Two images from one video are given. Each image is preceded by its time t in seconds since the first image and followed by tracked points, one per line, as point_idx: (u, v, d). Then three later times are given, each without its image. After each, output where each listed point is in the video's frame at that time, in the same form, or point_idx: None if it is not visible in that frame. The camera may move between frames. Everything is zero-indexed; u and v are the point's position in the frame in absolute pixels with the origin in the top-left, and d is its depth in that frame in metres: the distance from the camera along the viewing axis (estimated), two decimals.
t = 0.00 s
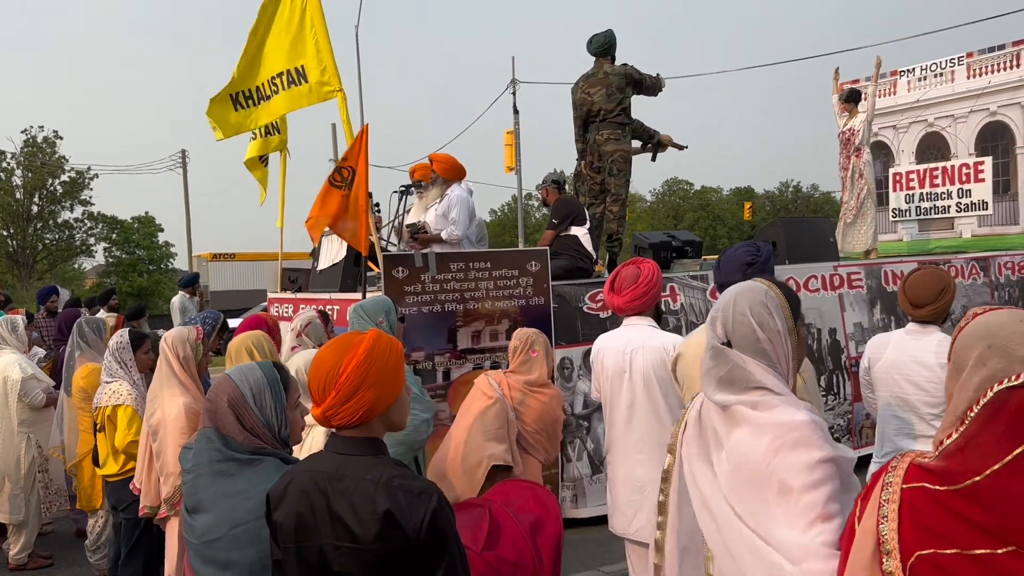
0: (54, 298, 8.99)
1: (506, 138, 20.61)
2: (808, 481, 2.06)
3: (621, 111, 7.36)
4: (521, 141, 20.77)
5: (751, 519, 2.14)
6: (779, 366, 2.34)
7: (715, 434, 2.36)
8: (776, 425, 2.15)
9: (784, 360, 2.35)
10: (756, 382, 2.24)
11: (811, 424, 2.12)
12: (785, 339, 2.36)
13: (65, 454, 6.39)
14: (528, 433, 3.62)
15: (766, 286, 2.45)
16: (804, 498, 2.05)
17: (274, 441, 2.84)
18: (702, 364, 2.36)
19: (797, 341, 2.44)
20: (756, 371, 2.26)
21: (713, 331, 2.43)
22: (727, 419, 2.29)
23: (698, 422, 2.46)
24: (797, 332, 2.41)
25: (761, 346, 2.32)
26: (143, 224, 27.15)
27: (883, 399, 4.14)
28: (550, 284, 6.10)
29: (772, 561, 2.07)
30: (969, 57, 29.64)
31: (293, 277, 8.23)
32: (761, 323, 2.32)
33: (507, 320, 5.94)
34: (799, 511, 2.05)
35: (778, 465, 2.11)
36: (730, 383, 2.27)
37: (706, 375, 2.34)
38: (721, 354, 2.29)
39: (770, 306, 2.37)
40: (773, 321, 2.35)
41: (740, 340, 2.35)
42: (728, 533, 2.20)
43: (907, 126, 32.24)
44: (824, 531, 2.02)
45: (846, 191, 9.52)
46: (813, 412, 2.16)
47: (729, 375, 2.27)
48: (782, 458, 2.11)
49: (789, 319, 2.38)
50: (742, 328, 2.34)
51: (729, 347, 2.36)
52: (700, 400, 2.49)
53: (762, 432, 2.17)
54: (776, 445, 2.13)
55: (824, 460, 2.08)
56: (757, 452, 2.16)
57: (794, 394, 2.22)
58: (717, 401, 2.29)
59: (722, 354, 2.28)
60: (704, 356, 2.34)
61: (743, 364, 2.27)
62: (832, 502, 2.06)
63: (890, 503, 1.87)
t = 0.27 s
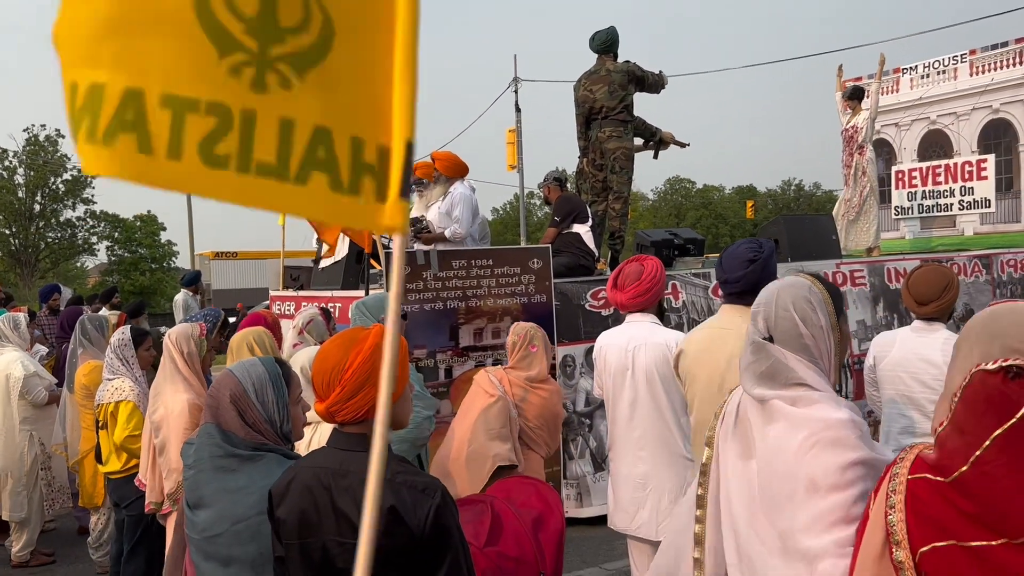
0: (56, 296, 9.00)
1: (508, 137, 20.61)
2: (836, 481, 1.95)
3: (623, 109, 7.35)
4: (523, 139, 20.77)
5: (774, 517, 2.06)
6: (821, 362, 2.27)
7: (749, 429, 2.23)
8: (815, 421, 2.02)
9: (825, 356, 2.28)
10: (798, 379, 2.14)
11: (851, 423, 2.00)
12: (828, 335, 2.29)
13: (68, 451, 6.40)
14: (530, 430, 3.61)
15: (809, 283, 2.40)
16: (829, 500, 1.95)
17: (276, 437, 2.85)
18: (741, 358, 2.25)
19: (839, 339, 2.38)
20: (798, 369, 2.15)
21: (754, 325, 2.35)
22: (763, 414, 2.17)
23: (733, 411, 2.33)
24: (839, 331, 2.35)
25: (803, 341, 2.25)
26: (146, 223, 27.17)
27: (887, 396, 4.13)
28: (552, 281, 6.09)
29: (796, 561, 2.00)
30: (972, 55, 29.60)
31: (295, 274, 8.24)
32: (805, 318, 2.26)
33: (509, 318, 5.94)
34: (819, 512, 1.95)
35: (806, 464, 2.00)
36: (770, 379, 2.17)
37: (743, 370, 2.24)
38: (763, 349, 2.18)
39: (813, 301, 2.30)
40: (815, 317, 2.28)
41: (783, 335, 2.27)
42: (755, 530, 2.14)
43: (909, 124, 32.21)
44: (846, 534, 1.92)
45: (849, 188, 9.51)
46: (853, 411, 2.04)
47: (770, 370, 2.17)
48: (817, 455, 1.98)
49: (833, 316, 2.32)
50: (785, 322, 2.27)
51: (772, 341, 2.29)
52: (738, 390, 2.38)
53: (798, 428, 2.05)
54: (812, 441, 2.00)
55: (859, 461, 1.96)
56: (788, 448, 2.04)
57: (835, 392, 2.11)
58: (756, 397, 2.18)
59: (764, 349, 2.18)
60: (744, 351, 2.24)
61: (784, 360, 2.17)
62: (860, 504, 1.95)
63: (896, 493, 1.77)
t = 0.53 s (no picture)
0: (60, 294, 9.03)
1: (510, 134, 20.60)
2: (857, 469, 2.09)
3: (626, 106, 7.34)
4: (525, 137, 20.75)
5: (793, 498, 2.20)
6: (859, 358, 2.33)
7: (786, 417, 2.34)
8: (844, 413, 2.15)
9: (865, 351, 2.35)
10: (835, 372, 2.22)
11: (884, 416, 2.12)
12: (870, 330, 2.35)
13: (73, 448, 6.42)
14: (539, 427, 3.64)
15: (854, 277, 2.44)
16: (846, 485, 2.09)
17: (279, 434, 2.85)
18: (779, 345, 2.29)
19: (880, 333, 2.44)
20: (837, 363, 2.22)
21: (796, 315, 2.40)
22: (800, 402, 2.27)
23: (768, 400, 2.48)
24: (884, 327, 2.39)
25: (844, 336, 2.32)
26: (149, 221, 27.21)
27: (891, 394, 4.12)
28: (555, 279, 6.10)
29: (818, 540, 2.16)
30: (976, 52, 29.49)
31: (298, 272, 8.26)
32: (847, 312, 2.32)
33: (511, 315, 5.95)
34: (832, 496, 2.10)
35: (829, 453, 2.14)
36: (808, 369, 2.24)
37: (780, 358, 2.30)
38: (804, 339, 2.22)
39: (857, 295, 2.35)
40: (858, 312, 2.34)
41: (824, 327, 2.35)
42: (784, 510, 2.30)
43: (913, 121, 32.13)
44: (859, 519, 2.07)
45: (852, 185, 9.50)
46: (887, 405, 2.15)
47: (808, 360, 2.23)
48: (848, 443, 2.11)
49: (877, 312, 2.38)
50: (827, 315, 2.34)
51: (812, 332, 2.36)
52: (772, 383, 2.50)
53: (828, 417, 2.18)
54: (845, 429, 2.13)
55: (888, 453, 2.08)
56: (817, 437, 2.19)
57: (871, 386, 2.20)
58: (791, 385, 2.26)
59: (803, 339, 2.22)
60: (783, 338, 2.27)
61: (823, 352, 2.23)
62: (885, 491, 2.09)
63: (910, 480, 1.84)
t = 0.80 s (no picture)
0: (63, 293, 9.00)
1: (514, 132, 20.54)
2: (884, 467, 1.89)
3: (630, 102, 7.29)
4: (529, 135, 20.68)
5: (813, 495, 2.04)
6: (896, 357, 2.15)
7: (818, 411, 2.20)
8: (874, 407, 1.97)
9: (903, 353, 2.16)
10: (870, 368, 2.09)
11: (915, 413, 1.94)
12: (909, 329, 2.16)
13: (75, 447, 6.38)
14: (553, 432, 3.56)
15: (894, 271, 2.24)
16: (869, 485, 1.90)
17: (281, 433, 2.80)
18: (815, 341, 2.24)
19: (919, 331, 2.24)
20: (873, 359, 2.10)
21: (833, 309, 2.23)
22: (830, 397, 2.14)
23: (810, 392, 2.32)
24: (923, 324, 2.20)
25: (882, 334, 2.14)
26: (152, 219, 27.21)
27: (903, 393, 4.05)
28: (559, 276, 6.04)
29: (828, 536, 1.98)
30: (983, 48, 29.32)
31: (301, 270, 8.21)
32: (885, 309, 2.13)
33: (516, 313, 5.89)
34: (853, 496, 1.92)
35: (853, 449, 1.95)
36: (842, 363, 2.14)
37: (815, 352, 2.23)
38: (840, 332, 2.16)
39: (897, 293, 2.16)
40: (898, 309, 2.15)
41: (861, 325, 2.16)
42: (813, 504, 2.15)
43: (919, 118, 31.99)
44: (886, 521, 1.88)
45: (860, 182, 9.42)
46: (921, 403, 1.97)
47: (843, 355, 2.14)
48: (871, 437, 1.93)
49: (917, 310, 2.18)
50: (864, 312, 2.15)
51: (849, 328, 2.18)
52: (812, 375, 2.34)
53: (858, 411, 2.00)
54: (872, 422, 1.95)
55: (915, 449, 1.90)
56: (843, 431, 2.00)
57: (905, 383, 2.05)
58: (823, 379, 2.17)
59: (840, 332, 2.16)
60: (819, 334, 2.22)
61: (859, 346, 2.13)
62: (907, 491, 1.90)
63: (930, 472, 1.77)
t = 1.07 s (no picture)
0: (72, 291, 9.08)
1: (519, 130, 20.60)
2: (908, 455, 1.96)
3: (634, 101, 7.33)
4: (534, 133, 20.74)
5: (839, 482, 2.10)
6: (921, 353, 2.19)
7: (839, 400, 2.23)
8: (900, 396, 2.02)
9: (928, 349, 2.20)
10: (897, 361, 2.09)
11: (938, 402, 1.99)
12: (933, 327, 2.20)
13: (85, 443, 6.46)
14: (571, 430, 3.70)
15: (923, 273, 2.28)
16: (895, 471, 1.97)
17: (289, 429, 2.84)
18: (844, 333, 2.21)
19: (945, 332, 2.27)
20: (900, 353, 2.10)
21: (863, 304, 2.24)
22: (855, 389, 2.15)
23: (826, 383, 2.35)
24: (949, 324, 2.24)
25: (908, 330, 2.18)
26: (159, 218, 27.34)
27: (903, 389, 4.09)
28: (564, 275, 6.08)
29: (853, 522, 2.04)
30: (988, 45, 29.28)
31: (308, 268, 8.28)
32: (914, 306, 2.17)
33: (520, 311, 5.94)
34: (881, 483, 1.99)
35: (880, 437, 2.02)
36: (869, 357, 2.13)
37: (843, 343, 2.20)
38: (868, 326, 2.13)
39: (927, 292, 2.21)
40: (924, 308, 2.19)
41: (889, 320, 2.18)
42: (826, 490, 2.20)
43: (924, 116, 31.95)
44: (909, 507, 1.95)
45: (863, 180, 9.45)
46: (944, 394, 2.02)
47: (871, 349, 2.13)
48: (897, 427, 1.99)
49: (943, 310, 2.22)
50: (893, 307, 2.18)
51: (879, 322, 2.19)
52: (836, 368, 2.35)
53: (883, 401, 2.05)
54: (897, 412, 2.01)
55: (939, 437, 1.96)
56: (868, 420, 2.07)
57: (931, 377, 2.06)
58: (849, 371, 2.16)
59: (867, 326, 2.14)
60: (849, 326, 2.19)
61: (889, 341, 2.10)
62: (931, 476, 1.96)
63: (956, 462, 1.82)
